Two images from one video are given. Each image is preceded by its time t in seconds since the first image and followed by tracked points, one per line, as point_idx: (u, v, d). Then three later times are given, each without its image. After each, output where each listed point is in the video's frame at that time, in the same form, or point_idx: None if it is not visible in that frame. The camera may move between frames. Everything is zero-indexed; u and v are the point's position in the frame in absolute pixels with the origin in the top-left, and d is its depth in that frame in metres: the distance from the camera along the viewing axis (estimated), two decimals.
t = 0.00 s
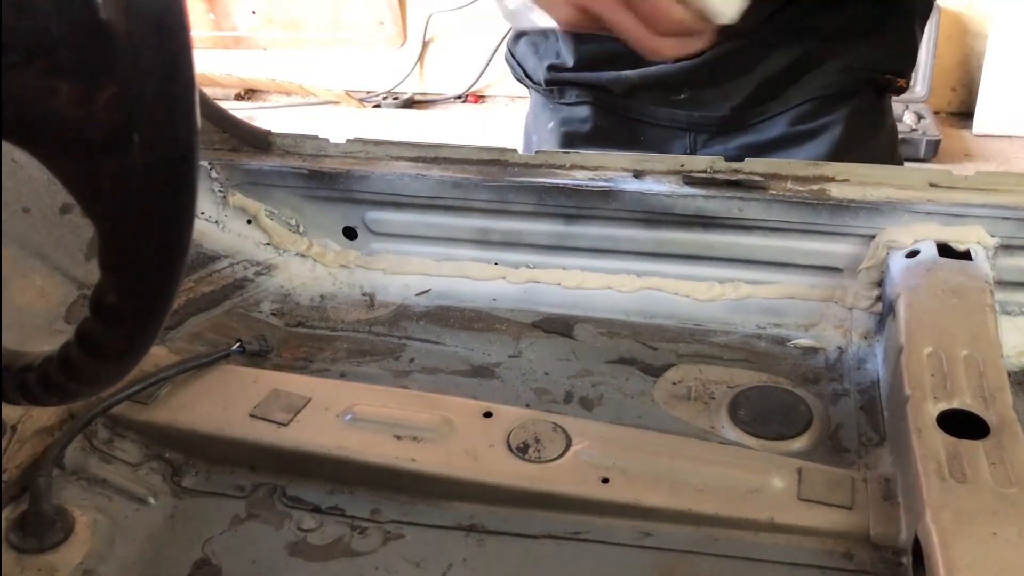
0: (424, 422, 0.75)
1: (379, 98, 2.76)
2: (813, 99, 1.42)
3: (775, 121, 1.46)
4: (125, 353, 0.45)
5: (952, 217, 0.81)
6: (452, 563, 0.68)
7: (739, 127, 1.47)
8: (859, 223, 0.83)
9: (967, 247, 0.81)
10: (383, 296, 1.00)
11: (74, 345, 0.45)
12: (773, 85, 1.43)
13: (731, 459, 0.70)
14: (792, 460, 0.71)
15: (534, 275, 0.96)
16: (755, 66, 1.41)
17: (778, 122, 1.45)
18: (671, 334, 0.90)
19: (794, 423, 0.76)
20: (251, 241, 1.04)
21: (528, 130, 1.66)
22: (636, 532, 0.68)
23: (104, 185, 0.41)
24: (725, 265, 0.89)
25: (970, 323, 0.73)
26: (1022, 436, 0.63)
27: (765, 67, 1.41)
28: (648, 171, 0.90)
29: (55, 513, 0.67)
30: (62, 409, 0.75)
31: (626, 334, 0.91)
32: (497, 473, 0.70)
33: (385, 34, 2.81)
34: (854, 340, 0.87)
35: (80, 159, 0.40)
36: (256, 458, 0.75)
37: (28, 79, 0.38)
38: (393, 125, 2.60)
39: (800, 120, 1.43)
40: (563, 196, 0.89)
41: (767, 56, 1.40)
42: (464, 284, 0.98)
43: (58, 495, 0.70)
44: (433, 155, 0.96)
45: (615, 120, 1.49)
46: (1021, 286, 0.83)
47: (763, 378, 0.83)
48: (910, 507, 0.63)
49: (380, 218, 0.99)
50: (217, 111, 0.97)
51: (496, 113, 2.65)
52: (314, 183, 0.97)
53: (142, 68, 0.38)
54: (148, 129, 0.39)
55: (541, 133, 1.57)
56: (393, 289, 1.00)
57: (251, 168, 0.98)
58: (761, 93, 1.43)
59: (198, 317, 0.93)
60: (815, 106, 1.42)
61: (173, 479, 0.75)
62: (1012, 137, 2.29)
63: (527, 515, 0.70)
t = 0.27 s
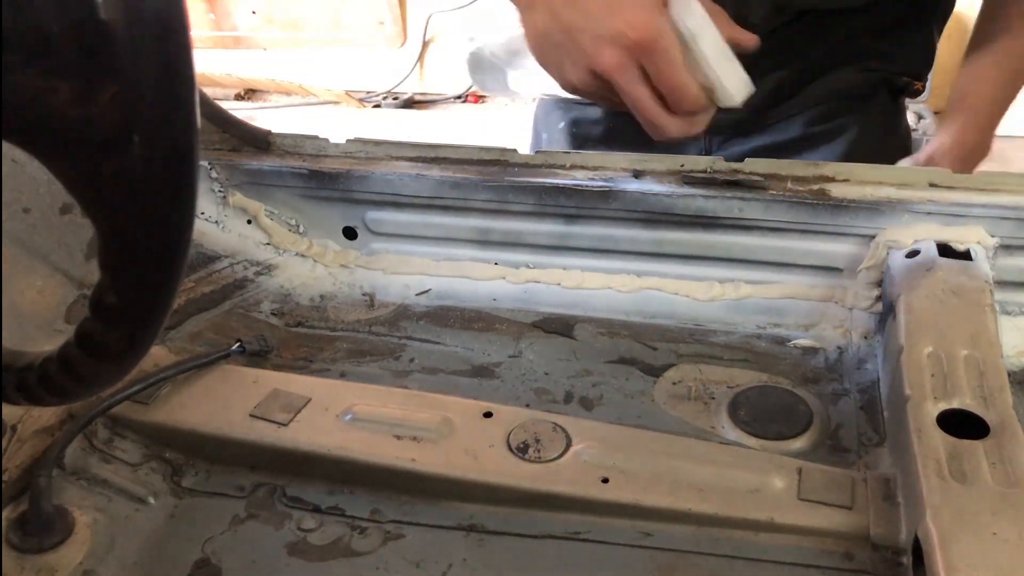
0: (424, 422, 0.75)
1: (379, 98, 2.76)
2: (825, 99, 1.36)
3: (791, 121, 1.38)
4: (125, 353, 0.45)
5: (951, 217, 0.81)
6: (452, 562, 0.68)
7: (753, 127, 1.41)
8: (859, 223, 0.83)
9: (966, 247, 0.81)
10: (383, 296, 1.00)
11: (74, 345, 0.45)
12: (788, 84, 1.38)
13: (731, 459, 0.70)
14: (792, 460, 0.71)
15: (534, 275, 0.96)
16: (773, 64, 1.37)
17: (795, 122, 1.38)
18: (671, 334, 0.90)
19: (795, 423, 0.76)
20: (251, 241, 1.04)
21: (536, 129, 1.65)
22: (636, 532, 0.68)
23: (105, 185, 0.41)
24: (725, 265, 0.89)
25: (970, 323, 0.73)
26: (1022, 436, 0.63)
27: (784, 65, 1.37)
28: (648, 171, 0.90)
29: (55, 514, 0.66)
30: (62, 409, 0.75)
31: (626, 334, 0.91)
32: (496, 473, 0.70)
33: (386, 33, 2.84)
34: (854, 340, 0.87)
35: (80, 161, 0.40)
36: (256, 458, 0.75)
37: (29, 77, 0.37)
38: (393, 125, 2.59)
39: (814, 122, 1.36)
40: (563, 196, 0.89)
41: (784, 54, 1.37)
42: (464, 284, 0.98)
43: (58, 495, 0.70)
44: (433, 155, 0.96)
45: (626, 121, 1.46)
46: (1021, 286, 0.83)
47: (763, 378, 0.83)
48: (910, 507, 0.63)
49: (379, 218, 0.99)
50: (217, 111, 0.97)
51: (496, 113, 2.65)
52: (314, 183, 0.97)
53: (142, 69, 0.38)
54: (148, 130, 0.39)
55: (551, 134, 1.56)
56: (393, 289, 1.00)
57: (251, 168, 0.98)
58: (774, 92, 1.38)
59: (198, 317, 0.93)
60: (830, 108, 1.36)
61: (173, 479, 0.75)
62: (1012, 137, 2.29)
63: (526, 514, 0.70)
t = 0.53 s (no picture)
0: (424, 422, 0.75)
1: (378, 97, 2.77)
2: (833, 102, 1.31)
3: (798, 122, 1.34)
4: (125, 353, 0.45)
5: (952, 217, 0.81)
6: (452, 563, 0.68)
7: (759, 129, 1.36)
8: (859, 223, 0.83)
9: (967, 247, 0.81)
10: (383, 296, 1.00)
11: (74, 345, 0.45)
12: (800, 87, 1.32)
13: (731, 459, 0.70)
14: (792, 460, 0.71)
15: (534, 275, 0.96)
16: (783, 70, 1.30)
17: (802, 124, 1.34)
18: (671, 334, 0.90)
19: (795, 423, 0.76)
20: (251, 241, 1.04)
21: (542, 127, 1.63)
22: (636, 531, 0.68)
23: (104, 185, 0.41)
24: (725, 265, 0.89)
25: (971, 323, 0.74)
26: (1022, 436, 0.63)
27: (792, 67, 1.30)
28: (648, 171, 0.90)
29: (54, 514, 0.66)
30: (61, 409, 0.75)
31: (626, 334, 0.91)
32: (496, 473, 0.70)
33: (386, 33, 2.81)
34: (854, 339, 0.87)
35: (80, 159, 0.40)
36: (256, 458, 0.75)
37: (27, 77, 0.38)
38: (393, 125, 2.59)
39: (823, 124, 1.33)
40: (563, 196, 0.88)
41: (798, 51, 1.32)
42: (464, 284, 0.98)
43: (58, 495, 0.70)
44: (433, 155, 0.96)
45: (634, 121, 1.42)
46: (1021, 286, 0.83)
47: (763, 378, 0.83)
48: (910, 507, 0.63)
49: (379, 218, 0.99)
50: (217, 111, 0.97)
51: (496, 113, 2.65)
52: (314, 183, 0.97)
53: (142, 69, 0.38)
54: (148, 129, 0.39)
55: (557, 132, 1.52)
56: (393, 289, 1.00)
57: (251, 168, 0.98)
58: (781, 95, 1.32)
59: (198, 317, 0.93)
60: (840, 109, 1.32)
61: (173, 479, 0.76)
62: (1011, 137, 2.29)
63: (526, 514, 0.70)
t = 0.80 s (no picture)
0: (424, 422, 0.75)
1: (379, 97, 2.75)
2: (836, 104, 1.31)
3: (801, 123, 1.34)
4: (125, 353, 0.45)
5: (952, 217, 0.81)
6: (452, 563, 0.68)
7: (762, 128, 1.36)
8: (859, 223, 0.82)
9: (967, 247, 0.81)
10: (383, 296, 1.00)
11: (74, 346, 0.45)
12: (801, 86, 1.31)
13: (731, 459, 0.70)
14: (792, 460, 0.71)
15: (534, 275, 0.96)
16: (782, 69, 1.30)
17: (805, 125, 1.34)
18: (671, 334, 0.90)
19: (795, 423, 0.76)
20: (251, 241, 1.04)
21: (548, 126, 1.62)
22: (636, 531, 0.68)
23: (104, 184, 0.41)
24: (725, 265, 0.89)
25: (971, 323, 0.73)
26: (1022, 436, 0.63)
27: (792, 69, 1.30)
28: (648, 171, 0.90)
29: (55, 513, 0.66)
30: (62, 409, 0.75)
31: (626, 334, 0.91)
32: (496, 473, 0.70)
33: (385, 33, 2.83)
34: (854, 339, 0.87)
35: (79, 160, 0.40)
36: (256, 458, 0.75)
37: (28, 77, 0.38)
38: (393, 125, 2.59)
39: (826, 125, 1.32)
40: (563, 196, 0.88)
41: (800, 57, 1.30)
42: (465, 284, 0.99)
43: (58, 495, 0.70)
44: (433, 155, 0.96)
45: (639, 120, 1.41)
46: (1021, 286, 0.83)
47: (763, 378, 0.83)
48: (910, 507, 0.63)
49: (379, 218, 0.99)
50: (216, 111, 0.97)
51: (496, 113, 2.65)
52: (314, 183, 0.97)
53: (142, 68, 0.38)
54: (148, 130, 0.39)
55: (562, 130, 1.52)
56: (393, 289, 1.00)
57: (251, 168, 0.98)
58: (783, 95, 1.31)
59: (198, 317, 0.93)
60: (844, 110, 1.31)
61: (173, 479, 0.76)
62: (1011, 136, 2.29)
63: (526, 514, 0.70)
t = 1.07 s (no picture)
0: (424, 422, 0.75)
1: (379, 97, 2.75)
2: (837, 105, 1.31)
3: (800, 124, 1.35)
4: (125, 353, 0.45)
5: (951, 217, 0.81)
6: (452, 562, 0.68)
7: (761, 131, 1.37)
8: (859, 223, 0.83)
9: (967, 247, 0.81)
10: (383, 296, 1.00)
11: (75, 345, 0.45)
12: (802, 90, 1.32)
13: (731, 459, 0.70)
14: (792, 460, 0.71)
15: (534, 275, 0.96)
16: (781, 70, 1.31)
17: (804, 128, 1.35)
18: (671, 334, 0.90)
19: (795, 423, 0.76)
20: (251, 241, 1.04)
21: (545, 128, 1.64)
22: (636, 532, 0.68)
23: (103, 184, 0.41)
24: (725, 265, 0.89)
25: (971, 323, 0.73)
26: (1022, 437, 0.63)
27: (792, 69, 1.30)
28: (648, 171, 0.90)
29: (55, 513, 0.66)
30: (62, 409, 0.75)
31: (626, 334, 0.91)
32: (496, 473, 0.70)
33: (386, 32, 2.86)
34: (854, 339, 0.87)
35: (79, 160, 0.40)
36: (256, 458, 0.75)
37: (29, 78, 0.37)
38: (393, 125, 2.59)
39: (825, 127, 1.34)
40: (563, 196, 0.89)
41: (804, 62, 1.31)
42: (465, 284, 0.99)
43: (58, 495, 0.70)
44: (433, 155, 0.96)
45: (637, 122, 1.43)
46: (1021, 286, 0.83)
47: (763, 378, 0.83)
48: (910, 507, 0.63)
49: (379, 218, 0.99)
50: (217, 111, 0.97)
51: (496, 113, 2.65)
52: (314, 183, 0.97)
53: (142, 69, 0.38)
54: (148, 130, 0.39)
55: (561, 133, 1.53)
56: (393, 289, 1.00)
57: (251, 168, 0.98)
58: (783, 97, 1.32)
59: (198, 317, 0.93)
60: (843, 111, 1.32)
61: (173, 479, 0.75)
62: (1010, 137, 2.29)
63: (526, 514, 0.70)
